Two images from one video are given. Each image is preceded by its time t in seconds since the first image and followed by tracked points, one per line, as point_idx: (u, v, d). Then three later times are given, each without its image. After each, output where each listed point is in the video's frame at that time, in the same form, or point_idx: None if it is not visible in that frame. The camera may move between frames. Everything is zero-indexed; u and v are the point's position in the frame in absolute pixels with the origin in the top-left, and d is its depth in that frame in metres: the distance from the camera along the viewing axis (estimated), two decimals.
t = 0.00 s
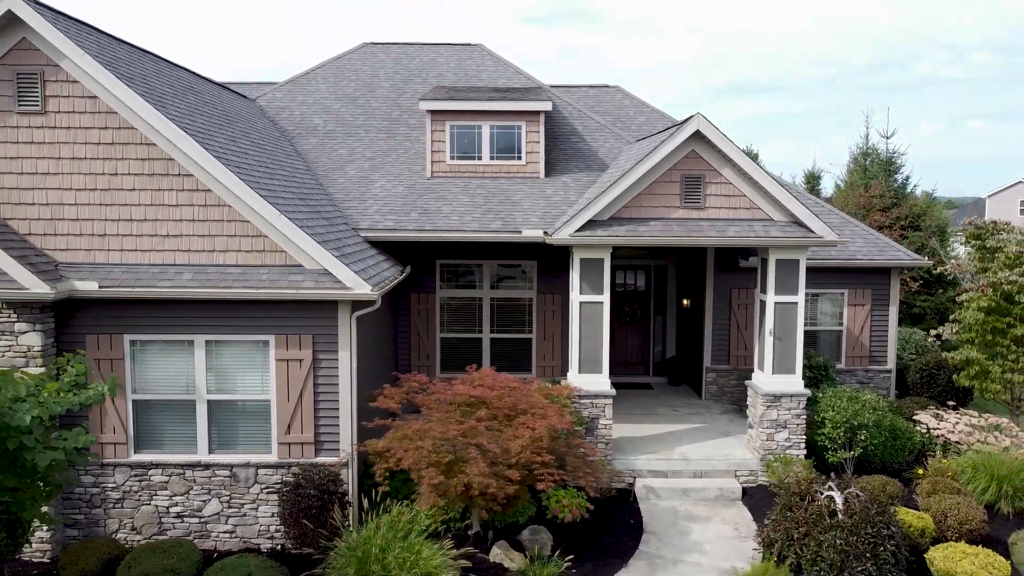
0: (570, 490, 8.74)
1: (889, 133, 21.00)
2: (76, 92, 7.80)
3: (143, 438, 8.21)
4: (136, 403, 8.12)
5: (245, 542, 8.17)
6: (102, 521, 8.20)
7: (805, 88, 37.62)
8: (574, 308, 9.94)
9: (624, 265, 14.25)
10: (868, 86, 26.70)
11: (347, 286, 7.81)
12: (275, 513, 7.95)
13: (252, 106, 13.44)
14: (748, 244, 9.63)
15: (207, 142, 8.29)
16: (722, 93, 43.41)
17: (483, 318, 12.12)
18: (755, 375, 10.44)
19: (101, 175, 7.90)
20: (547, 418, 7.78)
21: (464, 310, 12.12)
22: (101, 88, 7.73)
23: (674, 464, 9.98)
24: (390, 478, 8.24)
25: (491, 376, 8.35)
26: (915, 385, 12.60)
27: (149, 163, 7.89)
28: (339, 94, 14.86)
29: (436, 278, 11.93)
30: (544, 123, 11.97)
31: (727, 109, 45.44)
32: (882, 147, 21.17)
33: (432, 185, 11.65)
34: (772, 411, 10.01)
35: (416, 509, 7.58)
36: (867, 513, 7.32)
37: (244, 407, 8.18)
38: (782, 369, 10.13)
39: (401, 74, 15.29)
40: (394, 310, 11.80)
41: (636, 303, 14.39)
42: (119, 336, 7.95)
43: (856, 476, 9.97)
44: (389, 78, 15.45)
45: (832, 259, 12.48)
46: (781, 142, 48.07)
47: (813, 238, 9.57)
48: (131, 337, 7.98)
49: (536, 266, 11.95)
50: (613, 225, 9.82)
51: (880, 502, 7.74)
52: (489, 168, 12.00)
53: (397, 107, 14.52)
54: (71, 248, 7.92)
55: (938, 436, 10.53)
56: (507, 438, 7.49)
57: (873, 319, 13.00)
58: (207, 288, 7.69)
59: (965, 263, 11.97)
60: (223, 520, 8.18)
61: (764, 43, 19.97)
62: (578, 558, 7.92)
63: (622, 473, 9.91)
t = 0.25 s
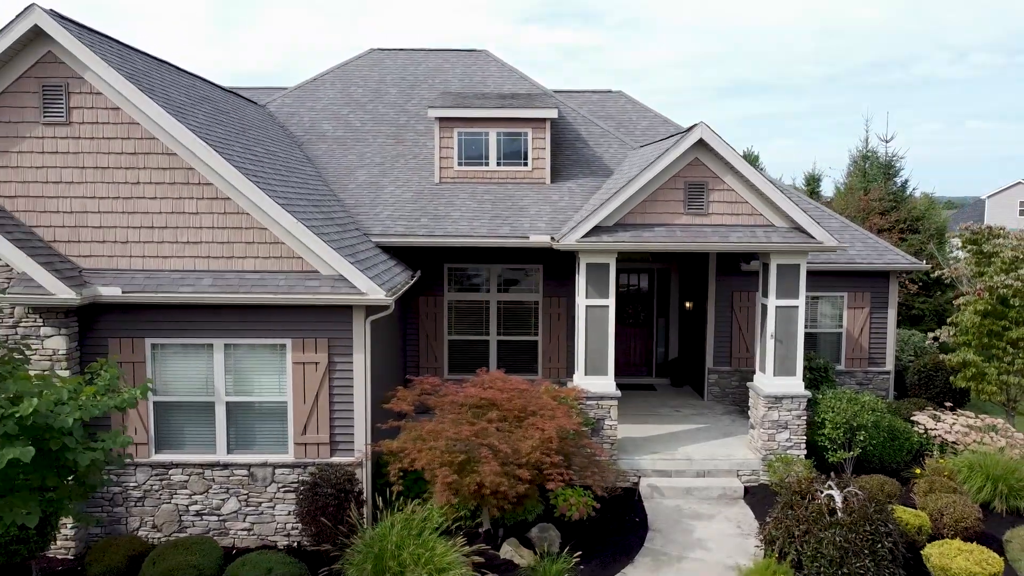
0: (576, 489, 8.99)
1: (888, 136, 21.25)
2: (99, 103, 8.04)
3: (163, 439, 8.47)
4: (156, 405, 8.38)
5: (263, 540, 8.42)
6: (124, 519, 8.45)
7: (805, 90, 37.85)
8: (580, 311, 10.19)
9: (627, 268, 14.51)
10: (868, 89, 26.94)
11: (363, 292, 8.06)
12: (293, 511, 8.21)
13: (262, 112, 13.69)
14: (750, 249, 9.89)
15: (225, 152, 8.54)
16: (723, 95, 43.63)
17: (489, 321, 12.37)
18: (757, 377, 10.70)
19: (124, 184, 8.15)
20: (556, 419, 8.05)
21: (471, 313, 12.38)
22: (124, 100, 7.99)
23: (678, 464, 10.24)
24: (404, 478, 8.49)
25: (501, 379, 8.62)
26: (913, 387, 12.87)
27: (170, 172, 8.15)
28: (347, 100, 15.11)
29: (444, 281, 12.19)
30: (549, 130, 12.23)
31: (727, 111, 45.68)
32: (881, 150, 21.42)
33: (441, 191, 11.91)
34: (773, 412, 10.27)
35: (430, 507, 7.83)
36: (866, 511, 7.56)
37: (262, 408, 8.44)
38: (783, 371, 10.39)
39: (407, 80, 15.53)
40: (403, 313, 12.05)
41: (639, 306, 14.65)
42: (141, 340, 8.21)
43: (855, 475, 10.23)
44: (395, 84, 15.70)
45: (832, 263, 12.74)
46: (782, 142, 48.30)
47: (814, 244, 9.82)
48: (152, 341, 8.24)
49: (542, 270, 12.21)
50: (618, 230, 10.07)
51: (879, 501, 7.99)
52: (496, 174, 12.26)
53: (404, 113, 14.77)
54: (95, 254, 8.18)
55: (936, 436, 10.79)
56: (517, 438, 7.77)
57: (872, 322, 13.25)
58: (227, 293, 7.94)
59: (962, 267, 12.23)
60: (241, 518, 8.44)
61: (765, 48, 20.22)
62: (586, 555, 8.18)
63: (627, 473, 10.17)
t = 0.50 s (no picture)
0: (582, 487, 9.27)
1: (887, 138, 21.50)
2: (121, 113, 8.31)
3: (182, 438, 8.74)
4: (176, 405, 8.64)
5: (279, 536, 8.70)
6: (145, 516, 8.73)
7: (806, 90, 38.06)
8: (585, 314, 10.46)
9: (630, 270, 14.78)
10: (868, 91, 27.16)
11: (376, 296, 8.32)
12: (310, 508, 8.49)
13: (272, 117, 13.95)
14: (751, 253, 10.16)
15: (242, 160, 8.81)
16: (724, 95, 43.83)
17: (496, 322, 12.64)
18: (758, 377, 10.97)
19: (145, 191, 8.42)
20: (564, 419, 8.33)
21: (478, 315, 12.65)
22: (146, 110, 8.25)
23: (680, 462, 10.51)
24: (415, 476, 8.78)
25: (509, 380, 8.89)
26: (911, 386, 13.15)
27: (190, 179, 8.41)
28: (355, 105, 15.36)
29: (452, 284, 12.46)
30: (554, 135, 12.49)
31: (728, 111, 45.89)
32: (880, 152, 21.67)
33: (448, 195, 12.18)
34: (773, 412, 10.54)
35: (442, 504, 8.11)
36: (863, 507, 7.84)
37: (278, 408, 8.71)
38: (783, 371, 10.66)
39: (414, 85, 15.79)
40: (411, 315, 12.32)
41: (642, 307, 14.93)
42: (161, 342, 8.47)
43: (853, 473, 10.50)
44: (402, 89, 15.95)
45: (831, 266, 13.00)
46: (782, 142, 48.51)
47: (813, 248, 10.09)
48: (172, 343, 8.50)
49: (547, 273, 12.48)
50: (622, 235, 10.34)
51: (875, 498, 8.26)
52: (502, 179, 12.54)
53: (411, 117, 15.02)
54: (117, 259, 8.45)
55: (932, 435, 11.06)
56: (526, 437, 8.05)
57: (870, 323, 13.52)
58: (245, 297, 8.21)
59: (958, 269, 12.49)
60: (259, 514, 8.71)
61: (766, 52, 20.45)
62: (592, 550, 8.46)
63: (631, 471, 10.44)
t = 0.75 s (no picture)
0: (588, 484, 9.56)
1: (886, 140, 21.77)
2: (142, 122, 8.60)
3: (200, 436, 9.01)
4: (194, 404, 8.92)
5: (294, 530, 8.99)
6: (164, 511, 9.01)
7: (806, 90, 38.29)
8: (590, 315, 10.74)
9: (632, 272, 15.06)
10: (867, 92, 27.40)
11: (388, 298, 8.59)
12: (324, 504, 8.77)
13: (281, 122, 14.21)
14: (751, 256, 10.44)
15: (258, 166, 9.09)
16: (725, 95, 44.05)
17: (501, 323, 12.92)
18: (758, 377, 11.25)
19: (164, 197, 8.70)
20: (570, 417, 8.62)
21: (484, 315, 12.93)
22: (165, 119, 8.53)
23: (682, 460, 10.79)
24: (426, 473, 9.06)
25: (517, 380, 9.18)
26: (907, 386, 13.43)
27: (208, 186, 8.68)
28: (362, 109, 15.62)
29: (459, 285, 12.73)
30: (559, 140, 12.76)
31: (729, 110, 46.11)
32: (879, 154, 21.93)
33: (456, 199, 12.45)
34: (773, 410, 10.81)
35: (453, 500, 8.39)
36: (859, 503, 8.12)
37: (293, 407, 8.98)
38: (783, 371, 10.94)
39: (420, 89, 16.04)
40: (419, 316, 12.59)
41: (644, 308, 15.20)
42: (180, 343, 8.74)
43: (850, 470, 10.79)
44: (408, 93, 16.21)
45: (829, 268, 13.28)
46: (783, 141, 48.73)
47: (812, 252, 10.36)
48: (191, 344, 8.77)
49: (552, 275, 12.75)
50: (626, 238, 10.61)
51: (871, 494, 8.54)
52: (507, 182, 12.81)
53: (418, 121, 15.29)
54: (137, 262, 8.73)
55: (928, 433, 11.34)
56: (534, 436, 8.34)
57: (868, 323, 13.80)
58: (261, 300, 8.48)
59: (954, 271, 12.77)
60: (274, 510, 8.99)
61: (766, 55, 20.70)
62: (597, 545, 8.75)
63: (634, 468, 10.71)
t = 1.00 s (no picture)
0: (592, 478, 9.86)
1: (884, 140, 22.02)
2: (161, 128, 8.88)
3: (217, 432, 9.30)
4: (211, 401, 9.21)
5: (308, 523, 9.28)
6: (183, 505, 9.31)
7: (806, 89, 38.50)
8: (594, 314, 11.02)
9: (634, 271, 15.34)
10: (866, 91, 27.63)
11: (399, 298, 8.87)
12: (338, 497, 9.07)
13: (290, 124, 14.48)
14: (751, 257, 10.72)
15: (272, 170, 9.37)
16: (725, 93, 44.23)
17: (507, 321, 13.21)
18: (757, 374, 11.55)
19: (183, 201, 8.98)
20: (575, 414, 8.91)
21: (490, 314, 13.21)
22: (183, 125, 8.81)
23: (684, 455, 11.08)
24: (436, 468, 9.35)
25: (523, 378, 9.47)
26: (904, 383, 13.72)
27: (225, 190, 8.96)
28: (369, 110, 15.87)
29: (465, 285, 13.01)
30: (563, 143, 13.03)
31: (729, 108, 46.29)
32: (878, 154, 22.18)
33: (462, 200, 12.73)
34: (772, 407, 11.11)
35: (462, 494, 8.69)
36: (855, 497, 8.42)
37: (307, 404, 9.27)
38: (782, 369, 11.23)
39: (426, 91, 16.29)
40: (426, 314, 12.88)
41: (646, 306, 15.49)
42: (198, 342, 9.02)
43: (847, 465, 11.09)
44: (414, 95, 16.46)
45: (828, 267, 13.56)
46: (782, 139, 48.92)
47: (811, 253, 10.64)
48: (208, 343, 9.06)
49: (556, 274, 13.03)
50: (629, 240, 10.89)
51: (867, 488, 8.84)
52: (512, 184, 13.09)
53: (424, 123, 15.55)
54: (156, 264, 9.01)
55: (923, 430, 11.64)
56: (541, 431, 8.63)
57: (866, 322, 14.09)
58: (277, 300, 8.76)
59: (949, 270, 13.05)
60: (290, 503, 9.29)
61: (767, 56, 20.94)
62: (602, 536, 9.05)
63: (637, 463, 11.01)
